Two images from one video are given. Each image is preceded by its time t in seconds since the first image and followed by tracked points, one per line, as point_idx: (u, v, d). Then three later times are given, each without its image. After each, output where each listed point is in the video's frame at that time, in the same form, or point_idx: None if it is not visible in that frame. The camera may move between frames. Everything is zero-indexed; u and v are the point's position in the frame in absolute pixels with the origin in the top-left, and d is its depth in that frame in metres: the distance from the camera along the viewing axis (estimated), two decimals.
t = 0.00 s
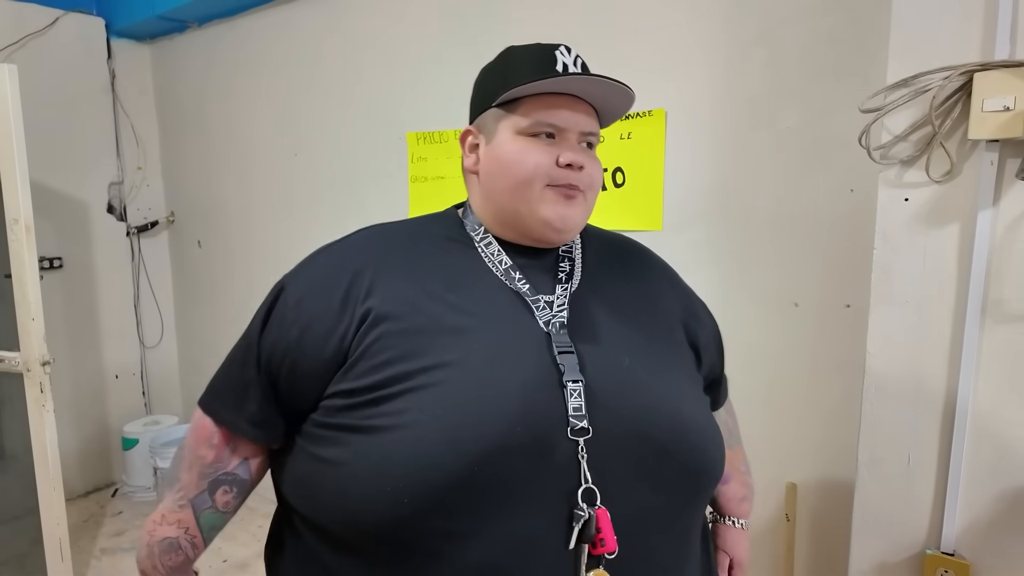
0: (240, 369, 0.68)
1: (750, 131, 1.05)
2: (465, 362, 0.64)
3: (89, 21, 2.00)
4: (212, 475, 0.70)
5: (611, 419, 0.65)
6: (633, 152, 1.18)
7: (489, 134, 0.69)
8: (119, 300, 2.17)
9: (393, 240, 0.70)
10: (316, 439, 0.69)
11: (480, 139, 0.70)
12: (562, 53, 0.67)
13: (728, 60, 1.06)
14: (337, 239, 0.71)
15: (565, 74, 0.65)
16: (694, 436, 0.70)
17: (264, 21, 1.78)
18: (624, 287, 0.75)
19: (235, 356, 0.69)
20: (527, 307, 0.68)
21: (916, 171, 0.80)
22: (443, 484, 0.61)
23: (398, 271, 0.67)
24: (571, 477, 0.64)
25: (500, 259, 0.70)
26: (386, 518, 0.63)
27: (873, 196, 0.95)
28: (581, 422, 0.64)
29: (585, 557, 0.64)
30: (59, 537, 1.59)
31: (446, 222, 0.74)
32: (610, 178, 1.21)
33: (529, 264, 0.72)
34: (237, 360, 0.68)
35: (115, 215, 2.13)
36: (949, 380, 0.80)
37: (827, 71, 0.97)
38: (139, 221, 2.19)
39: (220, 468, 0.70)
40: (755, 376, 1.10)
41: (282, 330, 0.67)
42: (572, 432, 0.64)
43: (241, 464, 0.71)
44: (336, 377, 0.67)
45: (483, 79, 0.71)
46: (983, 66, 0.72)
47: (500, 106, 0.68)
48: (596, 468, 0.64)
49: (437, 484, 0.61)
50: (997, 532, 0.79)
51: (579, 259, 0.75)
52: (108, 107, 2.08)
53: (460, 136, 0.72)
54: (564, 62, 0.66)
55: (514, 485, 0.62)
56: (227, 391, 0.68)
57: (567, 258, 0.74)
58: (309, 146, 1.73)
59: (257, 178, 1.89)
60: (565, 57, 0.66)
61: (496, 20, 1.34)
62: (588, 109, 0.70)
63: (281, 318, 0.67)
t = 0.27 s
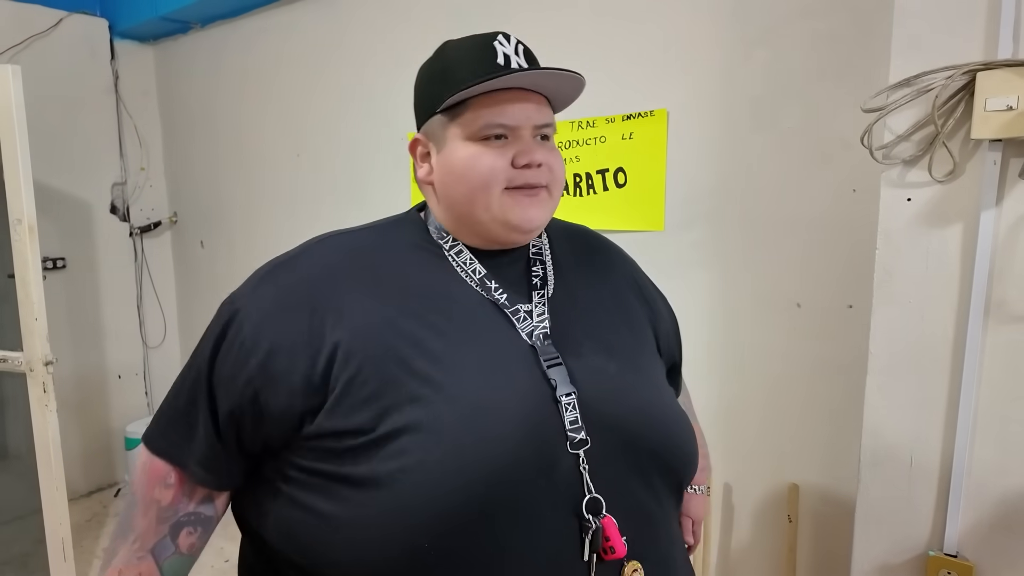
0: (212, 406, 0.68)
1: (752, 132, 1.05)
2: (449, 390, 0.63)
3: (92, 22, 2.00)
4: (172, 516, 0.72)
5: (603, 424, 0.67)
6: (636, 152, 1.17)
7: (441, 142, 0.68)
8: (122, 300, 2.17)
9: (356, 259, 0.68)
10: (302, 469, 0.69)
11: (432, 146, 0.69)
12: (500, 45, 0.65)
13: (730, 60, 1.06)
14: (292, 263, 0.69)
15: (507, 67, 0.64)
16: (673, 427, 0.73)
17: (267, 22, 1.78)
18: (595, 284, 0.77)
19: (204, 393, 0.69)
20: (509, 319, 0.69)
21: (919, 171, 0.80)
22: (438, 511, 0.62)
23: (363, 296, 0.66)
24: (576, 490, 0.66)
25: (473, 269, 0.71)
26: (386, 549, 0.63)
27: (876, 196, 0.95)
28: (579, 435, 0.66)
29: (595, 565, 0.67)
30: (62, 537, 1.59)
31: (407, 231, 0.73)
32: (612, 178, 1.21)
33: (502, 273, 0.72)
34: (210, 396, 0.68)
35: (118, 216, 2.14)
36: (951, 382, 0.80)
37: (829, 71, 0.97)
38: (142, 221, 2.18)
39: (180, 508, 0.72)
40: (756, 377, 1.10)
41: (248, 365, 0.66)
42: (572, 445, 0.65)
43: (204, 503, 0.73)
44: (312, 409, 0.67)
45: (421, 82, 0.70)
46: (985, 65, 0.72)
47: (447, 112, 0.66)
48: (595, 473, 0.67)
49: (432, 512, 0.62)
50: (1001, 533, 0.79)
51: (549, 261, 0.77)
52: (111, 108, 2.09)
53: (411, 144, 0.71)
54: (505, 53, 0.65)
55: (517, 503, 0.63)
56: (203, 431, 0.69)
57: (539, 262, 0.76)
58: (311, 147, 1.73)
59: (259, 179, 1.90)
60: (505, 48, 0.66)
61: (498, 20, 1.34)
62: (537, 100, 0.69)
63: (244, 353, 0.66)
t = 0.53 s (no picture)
0: (223, 457, 0.59)
1: (753, 131, 1.05)
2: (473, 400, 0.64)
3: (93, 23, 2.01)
4: None
5: (596, 418, 0.71)
6: (636, 152, 1.17)
7: (401, 170, 0.67)
8: (123, 300, 2.17)
9: (348, 280, 0.67)
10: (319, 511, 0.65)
11: (393, 171, 0.68)
12: (457, 66, 0.65)
13: (731, 60, 1.05)
14: (281, 289, 0.64)
15: (463, 91, 0.65)
16: (652, 411, 0.77)
17: (267, 22, 1.78)
18: (566, 278, 0.80)
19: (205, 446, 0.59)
20: (496, 324, 0.71)
21: (919, 171, 0.80)
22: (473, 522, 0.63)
23: (372, 316, 0.65)
24: (577, 487, 0.69)
25: (451, 276, 0.71)
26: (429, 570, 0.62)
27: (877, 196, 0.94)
28: (577, 433, 0.69)
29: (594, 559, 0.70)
30: (63, 537, 1.59)
31: (377, 244, 0.71)
32: (612, 179, 1.20)
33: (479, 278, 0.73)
34: (210, 449, 0.59)
35: (119, 216, 2.14)
36: (953, 383, 0.80)
37: (830, 71, 0.96)
38: (143, 222, 2.19)
39: (233, 566, 0.62)
40: (757, 377, 1.10)
41: (266, 404, 0.59)
42: (572, 443, 0.68)
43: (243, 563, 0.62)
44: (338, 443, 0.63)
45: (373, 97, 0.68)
46: (986, 64, 0.72)
47: (406, 142, 0.65)
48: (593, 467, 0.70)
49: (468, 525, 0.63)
50: (1003, 535, 0.78)
51: (525, 262, 0.78)
52: (112, 108, 2.09)
53: (370, 162, 0.70)
54: (463, 77, 0.65)
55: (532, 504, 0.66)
56: (214, 490, 0.59)
57: (517, 264, 0.77)
58: (312, 147, 1.73)
59: (260, 179, 1.90)
60: (462, 70, 0.65)
61: (498, 20, 1.34)
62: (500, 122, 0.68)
63: (261, 390, 0.59)
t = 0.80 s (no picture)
0: (248, 477, 0.60)
1: (754, 132, 1.05)
2: (479, 397, 0.66)
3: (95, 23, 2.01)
4: None
5: (587, 407, 0.74)
6: (637, 153, 1.17)
7: (371, 178, 0.68)
8: (124, 300, 2.18)
9: (341, 287, 0.68)
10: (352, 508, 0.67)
11: (364, 179, 0.69)
12: (409, 63, 0.66)
13: (733, 60, 1.05)
14: (275, 305, 0.65)
15: (421, 87, 0.65)
16: (635, 395, 0.80)
17: (269, 23, 1.78)
18: (545, 271, 0.83)
19: (230, 471, 0.60)
20: (488, 325, 0.73)
21: (921, 172, 0.80)
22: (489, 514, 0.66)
23: (372, 320, 0.66)
24: (576, 479, 0.72)
25: (438, 281, 0.73)
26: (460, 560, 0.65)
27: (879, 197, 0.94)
28: (573, 426, 0.71)
29: (601, 546, 0.74)
30: (64, 537, 1.59)
31: (360, 252, 0.72)
32: (613, 180, 1.20)
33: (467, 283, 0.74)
34: (234, 472, 0.60)
35: (120, 217, 2.14)
36: (954, 384, 0.80)
37: (832, 71, 0.96)
38: (145, 223, 2.19)
39: None
40: (758, 378, 1.10)
41: (282, 419, 0.60)
42: (569, 437, 0.71)
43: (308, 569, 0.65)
44: (357, 445, 0.65)
45: (332, 110, 0.69)
46: (989, 66, 0.72)
47: (370, 148, 0.66)
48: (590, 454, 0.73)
49: (489, 516, 0.66)
50: (1005, 537, 0.78)
51: (505, 262, 0.80)
52: (114, 108, 2.09)
53: (341, 175, 0.71)
54: (416, 73, 0.66)
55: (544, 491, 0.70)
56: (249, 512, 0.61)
57: (498, 263, 0.79)
58: (313, 147, 1.73)
59: (261, 179, 1.90)
60: (415, 66, 0.66)
61: (500, 21, 1.34)
62: (461, 114, 0.68)
63: (275, 406, 0.60)
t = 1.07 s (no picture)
0: (250, 488, 0.61)
1: (757, 133, 1.05)
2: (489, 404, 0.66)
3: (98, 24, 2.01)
4: None
5: (596, 404, 0.75)
6: (640, 154, 1.17)
7: (405, 182, 0.66)
8: (127, 300, 2.18)
9: (348, 291, 0.68)
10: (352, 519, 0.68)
11: (394, 182, 0.68)
12: (464, 76, 0.67)
13: (736, 61, 1.05)
14: (282, 310, 0.65)
15: (476, 103, 0.67)
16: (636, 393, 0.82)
17: (271, 24, 1.79)
18: (544, 275, 0.84)
19: (232, 483, 0.61)
20: (502, 324, 0.73)
21: (925, 173, 0.79)
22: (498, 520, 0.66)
23: (381, 326, 0.66)
24: (589, 476, 0.73)
25: (449, 282, 0.73)
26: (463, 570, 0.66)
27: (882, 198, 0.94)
28: (585, 423, 0.72)
29: (615, 540, 0.75)
30: (66, 537, 1.60)
31: (370, 255, 0.72)
32: (616, 181, 1.20)
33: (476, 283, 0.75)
34: (234, 483, 0.61)
35: (123, 217, 2.15)
36: (958, 386, 0.80)
37: (835, 72, 0.96)
38: (148, 223, 2.20)
39: None
40: (761, 379, 1.10)
41: (289, 430, 0.61)
42: (582, 434, 0.72)
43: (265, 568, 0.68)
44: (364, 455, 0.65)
45: (369, 105, 0.67)
46: (992, 67, 0.72)
47: (413, 154, 0.65)
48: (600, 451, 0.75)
49: (495, 525, 0.66)
50: (1008, 538, 0.78)
51: (510, 264, 0.82)
52: (117, 109, 2.09)
53: (365, 172, 0.69)
54: (471, 87, 0.67)
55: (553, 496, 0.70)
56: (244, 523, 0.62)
57: (503, 264, 0.80)
58: (316, 148, 1.74)
59: (264, 180, 1.90)
60: (469, 80, 0.67)
61: (502, 22, 1.34)
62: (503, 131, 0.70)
63: (282, 418, 0.61)
